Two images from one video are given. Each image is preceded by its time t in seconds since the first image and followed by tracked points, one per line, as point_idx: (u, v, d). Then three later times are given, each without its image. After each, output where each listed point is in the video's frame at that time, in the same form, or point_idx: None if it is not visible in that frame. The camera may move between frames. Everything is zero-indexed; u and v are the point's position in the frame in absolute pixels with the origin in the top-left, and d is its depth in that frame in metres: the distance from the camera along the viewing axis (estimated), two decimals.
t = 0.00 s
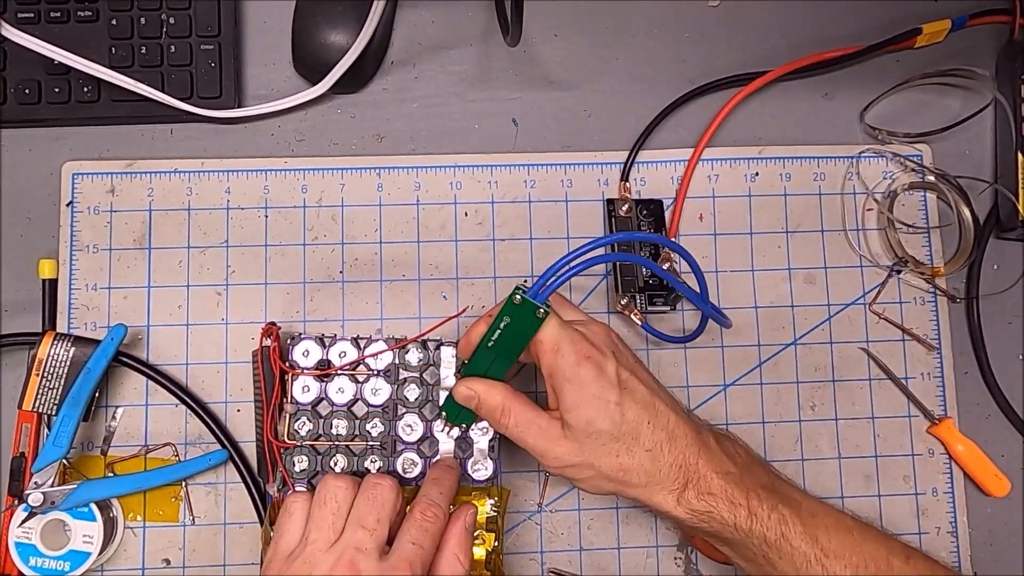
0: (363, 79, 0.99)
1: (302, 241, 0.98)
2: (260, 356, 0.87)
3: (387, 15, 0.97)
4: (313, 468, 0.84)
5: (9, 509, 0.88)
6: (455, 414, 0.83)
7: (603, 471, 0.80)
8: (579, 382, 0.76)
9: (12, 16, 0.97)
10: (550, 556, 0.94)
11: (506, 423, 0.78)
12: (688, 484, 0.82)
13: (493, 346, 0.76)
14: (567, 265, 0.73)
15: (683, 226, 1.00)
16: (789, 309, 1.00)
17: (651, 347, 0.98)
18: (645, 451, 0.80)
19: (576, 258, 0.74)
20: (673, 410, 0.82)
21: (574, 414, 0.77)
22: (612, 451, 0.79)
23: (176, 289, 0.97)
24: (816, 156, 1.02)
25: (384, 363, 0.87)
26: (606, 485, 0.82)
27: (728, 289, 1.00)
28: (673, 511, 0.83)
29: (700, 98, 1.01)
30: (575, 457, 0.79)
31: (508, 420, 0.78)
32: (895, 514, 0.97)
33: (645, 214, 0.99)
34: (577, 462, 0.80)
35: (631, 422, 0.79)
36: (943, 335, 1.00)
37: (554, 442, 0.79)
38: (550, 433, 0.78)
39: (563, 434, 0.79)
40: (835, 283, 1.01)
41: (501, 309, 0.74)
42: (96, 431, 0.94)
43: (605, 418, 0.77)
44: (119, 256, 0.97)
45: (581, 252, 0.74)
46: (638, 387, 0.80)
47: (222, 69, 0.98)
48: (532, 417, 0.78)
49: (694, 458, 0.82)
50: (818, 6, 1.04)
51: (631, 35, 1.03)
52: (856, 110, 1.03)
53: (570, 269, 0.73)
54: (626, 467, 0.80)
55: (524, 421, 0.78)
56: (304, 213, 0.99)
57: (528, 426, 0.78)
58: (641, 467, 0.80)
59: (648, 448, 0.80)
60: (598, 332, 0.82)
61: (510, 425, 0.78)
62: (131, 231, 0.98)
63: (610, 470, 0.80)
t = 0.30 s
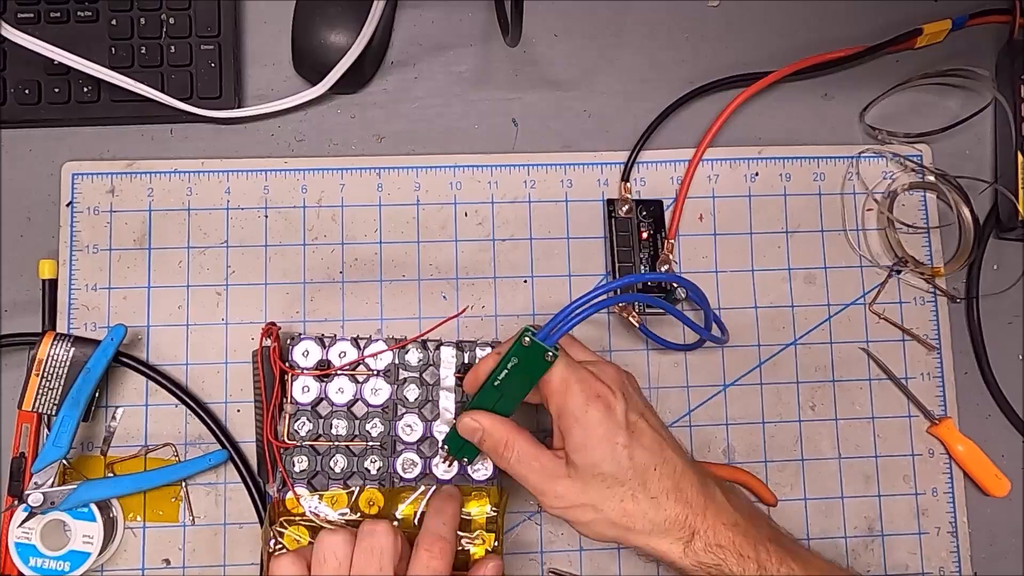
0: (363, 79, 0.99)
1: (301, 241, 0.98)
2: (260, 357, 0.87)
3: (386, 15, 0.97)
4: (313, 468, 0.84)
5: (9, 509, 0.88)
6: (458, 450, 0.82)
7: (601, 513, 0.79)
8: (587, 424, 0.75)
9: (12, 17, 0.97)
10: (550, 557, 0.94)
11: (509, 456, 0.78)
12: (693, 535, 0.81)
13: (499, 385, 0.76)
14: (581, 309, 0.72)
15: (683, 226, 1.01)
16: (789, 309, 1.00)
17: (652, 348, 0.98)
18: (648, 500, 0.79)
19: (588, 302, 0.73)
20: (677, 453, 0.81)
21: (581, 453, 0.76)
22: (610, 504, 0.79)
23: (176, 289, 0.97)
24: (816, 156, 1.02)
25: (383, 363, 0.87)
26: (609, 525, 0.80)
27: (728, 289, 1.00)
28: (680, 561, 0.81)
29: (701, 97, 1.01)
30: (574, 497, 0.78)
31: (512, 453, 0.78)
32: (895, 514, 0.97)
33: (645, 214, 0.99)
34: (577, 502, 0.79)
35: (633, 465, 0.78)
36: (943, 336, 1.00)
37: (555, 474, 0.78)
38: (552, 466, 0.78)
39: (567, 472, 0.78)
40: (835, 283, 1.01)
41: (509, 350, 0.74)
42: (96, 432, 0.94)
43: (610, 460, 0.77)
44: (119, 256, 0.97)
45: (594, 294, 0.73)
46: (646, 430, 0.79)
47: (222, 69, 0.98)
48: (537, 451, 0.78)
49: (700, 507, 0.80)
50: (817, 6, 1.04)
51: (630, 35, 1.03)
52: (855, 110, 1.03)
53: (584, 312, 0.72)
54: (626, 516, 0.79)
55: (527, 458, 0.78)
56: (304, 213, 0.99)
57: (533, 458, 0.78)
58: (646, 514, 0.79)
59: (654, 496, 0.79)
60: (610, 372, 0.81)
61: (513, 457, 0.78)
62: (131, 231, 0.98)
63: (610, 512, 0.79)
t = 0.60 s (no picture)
0: (363, 79, 0.99)
1: (301, 241, 0.98)
2: (260, 356, 0.87)
3: (386, 15, 0.97)
4: (313, 468, 0.84)
5: (9, 509, 0.87)
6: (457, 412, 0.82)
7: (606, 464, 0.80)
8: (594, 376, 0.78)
9: (12, 16, 0.97)
10: (550, 557, 0.94)
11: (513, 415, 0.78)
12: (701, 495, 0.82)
13: (506, 341, 0.76)
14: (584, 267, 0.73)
15: (683, 226, 1.01)
16: (789, 309, 1.00)
17: (652, 348, 0.98)
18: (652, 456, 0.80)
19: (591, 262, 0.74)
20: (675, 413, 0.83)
21: (587, 404, 0.78)
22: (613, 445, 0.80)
23: (175, 289, 0.97)
24: (815, 156, 1.02)
25: (384, 363, 0.87)
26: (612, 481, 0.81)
27: (728, 289, 1.00)
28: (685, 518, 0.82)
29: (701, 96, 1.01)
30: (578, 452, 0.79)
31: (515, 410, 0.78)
32: (895, 514, 0.97)
33: (645, 213, 0.99)
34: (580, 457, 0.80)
35: (631, 419, 0.79)
36: (943, 336, 1.00)
37: (556, 430, 0.79)
38: (557, 420, 0.79)
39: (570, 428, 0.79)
40: (835, 283, 1.01)
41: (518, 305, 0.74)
42: (96, 432, 0.94)
43: (618, 412, 0.79)
44: (119, 256, 0.97)
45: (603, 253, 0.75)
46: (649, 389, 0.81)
47: (222, 69, 0.98)
48: (543, 409, 0.78)
49: (702, 466, 0.82)
50: (817, 6, 1.04)
51: (630, 35, 1.03)
52: (855, 110, 1.03)
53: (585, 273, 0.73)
54: (631, 471, 0.80)
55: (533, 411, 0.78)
56: (303, 213, 0.99)
57: (536, 417, 0.78)
58: (651, 470, 0.80)
59: (658, 451, 0.80)
60: (613, 333, 0.83)
61: (517, 412, 0.78)
62: (131, 231, 0.98)
63: (615, 468, 0.80)
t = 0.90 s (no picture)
0: (363, 79, 0.99)
1: (301, 241, 0.98)
2: (263, 356, 0.88)
3: (386, 15, 0.97)
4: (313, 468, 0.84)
5: (9, 510, 0.87)
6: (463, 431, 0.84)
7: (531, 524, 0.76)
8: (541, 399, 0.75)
9: (12, 16, 0.97)
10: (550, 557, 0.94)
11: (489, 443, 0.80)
12: (630, 553, 0.80)
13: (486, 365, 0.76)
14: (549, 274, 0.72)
15: (682, 226, 1.01)
16: (789, 309, 1.00)
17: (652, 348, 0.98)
18: (600, 517, 0.76)
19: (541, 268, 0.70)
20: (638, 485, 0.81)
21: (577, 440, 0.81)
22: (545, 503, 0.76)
23: (175, 289, 0.97)
24: (816, 156, 1.02)
25: (383, 363, 0.87)
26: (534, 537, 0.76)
27: (728, 289, 1.00)
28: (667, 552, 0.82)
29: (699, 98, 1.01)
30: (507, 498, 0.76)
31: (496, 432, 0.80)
32: (895, 514, 0.97)
33: (645, 215, 0.99)
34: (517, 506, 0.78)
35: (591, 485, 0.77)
36: (943, 336, 1.00)
37: (501, 475, 0.76)
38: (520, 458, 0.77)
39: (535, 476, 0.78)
40: (835, 283, 1.01)
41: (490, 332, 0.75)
42: (97, 431, 0.95)
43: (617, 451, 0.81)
44: (118, 257, 0.97)
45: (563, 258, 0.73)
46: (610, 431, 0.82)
47: (222, 69, 0.98)
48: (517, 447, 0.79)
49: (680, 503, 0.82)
50: (817, 6, 1.04)
51: (630, 35, 1.03)
52: (856, 110, 1.03)
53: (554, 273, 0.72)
54: (551, 532, 0.76)
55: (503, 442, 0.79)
56: (303, 213, 0.99)
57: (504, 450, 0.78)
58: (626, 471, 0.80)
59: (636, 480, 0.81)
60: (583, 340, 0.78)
61: (495, 438, 0.80)
62: (131, 231, 0.98)
63: (537, 526, 0.76)
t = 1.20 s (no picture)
0: (363, 79, 0.99)
1: (301, 241, 0.98)
2: (262, 356, 0.88)
3: (386, 15, 0.97)
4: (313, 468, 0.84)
5: (8, 510, 0.87)
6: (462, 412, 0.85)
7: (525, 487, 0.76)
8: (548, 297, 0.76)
9: (12, 16, 0.97)
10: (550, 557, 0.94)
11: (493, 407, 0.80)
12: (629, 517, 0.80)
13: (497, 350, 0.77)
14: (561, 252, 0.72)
15: (682, 226, 1.01)
16: (789, 309, 1.00)
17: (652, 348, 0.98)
18: (595, 479, 0.76)
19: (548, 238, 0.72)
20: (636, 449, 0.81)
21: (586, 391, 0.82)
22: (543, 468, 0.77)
23: (175, 289, 0.97)
24: (816, 156, 1.02)
25: (383, 363, 0.87)
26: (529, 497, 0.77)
27: (728, 289, 1.00)
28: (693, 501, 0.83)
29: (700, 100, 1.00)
30: (501, 461, 0.77)
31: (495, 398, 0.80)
32: (895, 514, 0.97)
33: (643, 217, 0.99)
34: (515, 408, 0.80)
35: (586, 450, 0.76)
36: (943, 336, 1.00)
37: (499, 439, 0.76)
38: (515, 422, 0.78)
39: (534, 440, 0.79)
40: (835, 283, 1.01)
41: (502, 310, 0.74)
42: (96, 431, 0.95)
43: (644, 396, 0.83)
44: (118, 256, 0.97)
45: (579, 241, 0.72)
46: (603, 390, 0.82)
47: (222, 69, 0.98)
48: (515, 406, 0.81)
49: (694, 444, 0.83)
50: (817, 6, 1.04)
51: (630, 35, 1.03)
52: (855, 110, 1.03)
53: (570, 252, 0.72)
54: (548, 496, 0.77)
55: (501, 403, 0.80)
56: (303, 213, 0.99)
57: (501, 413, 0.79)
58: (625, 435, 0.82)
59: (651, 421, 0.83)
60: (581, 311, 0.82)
61: (494, 403, 0.80)
62: (131, 231, 0.98)
63: (535, 489, 0.76)
